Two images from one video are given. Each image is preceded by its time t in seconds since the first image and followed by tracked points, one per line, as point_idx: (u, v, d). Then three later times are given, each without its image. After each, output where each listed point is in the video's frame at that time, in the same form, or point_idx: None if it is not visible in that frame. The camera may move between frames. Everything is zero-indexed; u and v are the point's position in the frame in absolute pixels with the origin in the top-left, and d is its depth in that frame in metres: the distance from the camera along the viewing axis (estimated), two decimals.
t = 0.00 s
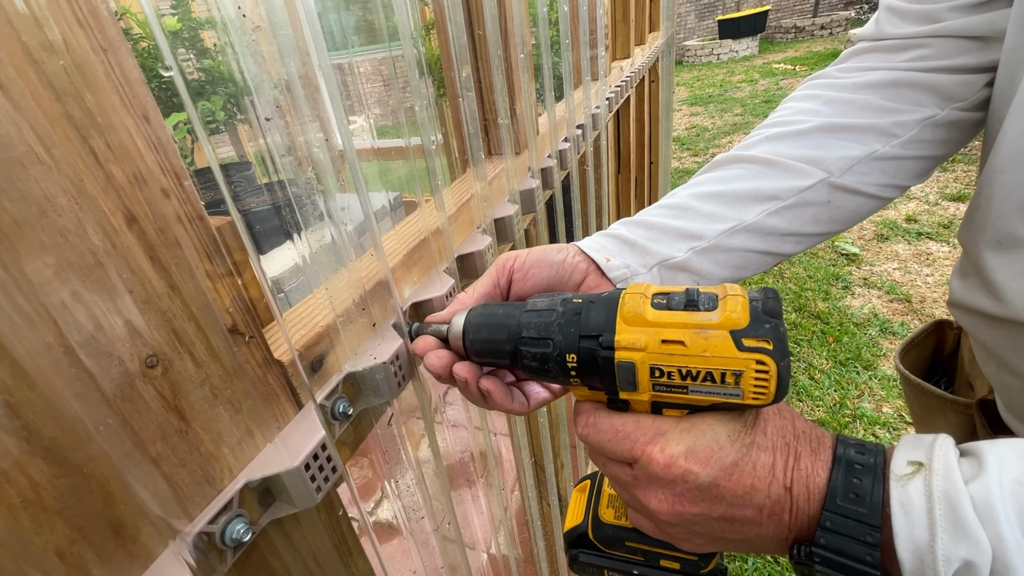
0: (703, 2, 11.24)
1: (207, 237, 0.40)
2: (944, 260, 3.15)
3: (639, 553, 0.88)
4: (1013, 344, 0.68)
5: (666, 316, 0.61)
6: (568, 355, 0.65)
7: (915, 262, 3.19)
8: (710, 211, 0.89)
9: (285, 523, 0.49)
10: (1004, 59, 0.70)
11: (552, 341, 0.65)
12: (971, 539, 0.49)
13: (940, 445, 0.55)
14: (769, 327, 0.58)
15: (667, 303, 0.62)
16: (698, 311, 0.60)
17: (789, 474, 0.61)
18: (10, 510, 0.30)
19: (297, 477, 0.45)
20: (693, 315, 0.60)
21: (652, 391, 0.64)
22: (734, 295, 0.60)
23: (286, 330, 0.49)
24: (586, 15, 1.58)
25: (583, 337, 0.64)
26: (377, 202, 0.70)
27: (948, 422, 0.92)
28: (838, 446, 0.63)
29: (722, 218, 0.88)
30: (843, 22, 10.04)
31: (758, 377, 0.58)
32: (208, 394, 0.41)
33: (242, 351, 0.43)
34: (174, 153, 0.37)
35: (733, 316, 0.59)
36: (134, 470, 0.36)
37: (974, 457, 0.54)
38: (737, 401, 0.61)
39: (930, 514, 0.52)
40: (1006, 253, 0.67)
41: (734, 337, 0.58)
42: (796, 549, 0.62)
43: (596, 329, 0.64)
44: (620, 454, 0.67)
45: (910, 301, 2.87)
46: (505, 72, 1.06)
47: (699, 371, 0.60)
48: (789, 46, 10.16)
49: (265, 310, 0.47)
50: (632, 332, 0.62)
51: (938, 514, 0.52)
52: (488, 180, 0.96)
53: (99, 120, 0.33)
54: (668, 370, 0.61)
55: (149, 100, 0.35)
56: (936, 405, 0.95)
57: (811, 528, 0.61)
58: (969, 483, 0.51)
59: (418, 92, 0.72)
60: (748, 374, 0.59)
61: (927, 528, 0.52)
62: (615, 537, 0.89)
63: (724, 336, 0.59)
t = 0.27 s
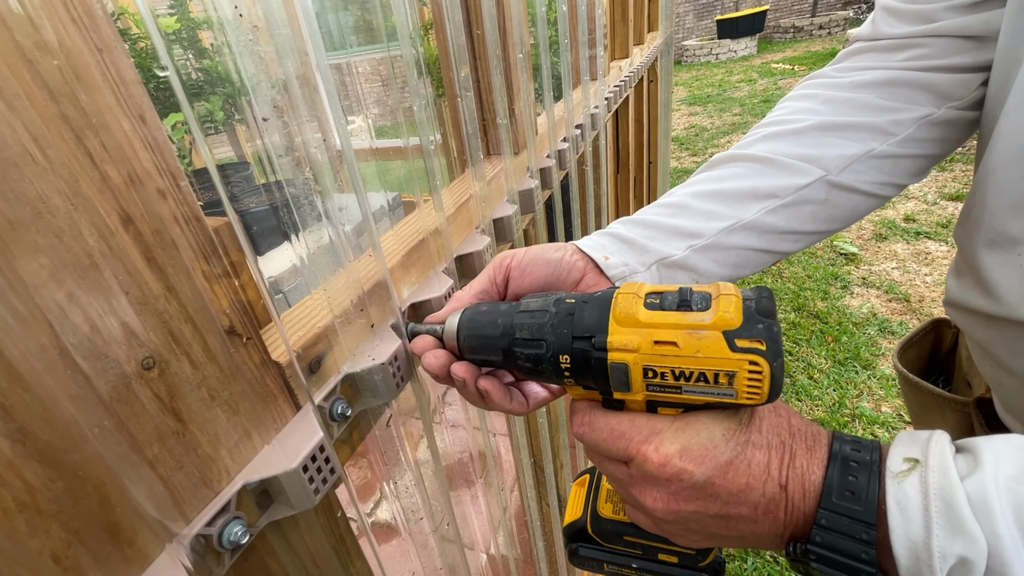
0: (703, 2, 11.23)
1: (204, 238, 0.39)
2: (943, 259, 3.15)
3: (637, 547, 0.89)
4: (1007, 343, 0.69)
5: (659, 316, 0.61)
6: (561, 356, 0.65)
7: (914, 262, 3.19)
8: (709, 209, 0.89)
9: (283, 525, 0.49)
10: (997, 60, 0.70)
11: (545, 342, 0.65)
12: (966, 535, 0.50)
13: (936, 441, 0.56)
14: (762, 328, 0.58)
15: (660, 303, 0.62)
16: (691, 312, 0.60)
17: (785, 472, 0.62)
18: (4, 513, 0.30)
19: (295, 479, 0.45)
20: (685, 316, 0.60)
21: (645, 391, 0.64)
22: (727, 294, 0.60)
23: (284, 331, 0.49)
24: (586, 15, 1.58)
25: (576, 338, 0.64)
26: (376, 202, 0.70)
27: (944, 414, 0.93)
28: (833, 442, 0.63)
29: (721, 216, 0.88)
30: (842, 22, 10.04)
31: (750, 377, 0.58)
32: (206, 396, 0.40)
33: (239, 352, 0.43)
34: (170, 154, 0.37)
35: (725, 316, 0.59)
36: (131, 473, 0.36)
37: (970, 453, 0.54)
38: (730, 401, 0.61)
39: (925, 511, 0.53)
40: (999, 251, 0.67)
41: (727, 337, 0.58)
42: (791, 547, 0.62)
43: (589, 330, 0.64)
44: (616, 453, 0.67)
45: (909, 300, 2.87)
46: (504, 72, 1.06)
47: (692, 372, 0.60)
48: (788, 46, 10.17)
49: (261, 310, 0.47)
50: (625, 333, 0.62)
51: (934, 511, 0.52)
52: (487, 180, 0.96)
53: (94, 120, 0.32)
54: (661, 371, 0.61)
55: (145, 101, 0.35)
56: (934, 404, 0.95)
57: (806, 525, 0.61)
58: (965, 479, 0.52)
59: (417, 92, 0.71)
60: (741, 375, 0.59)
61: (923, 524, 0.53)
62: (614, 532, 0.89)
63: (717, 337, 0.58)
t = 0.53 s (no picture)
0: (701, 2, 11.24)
1: (203, 241, 0.40)
2: (941, 259, 3.16)
3: (634, 535, 0.89)
4: (1002, 340, 0.69)
5: (652, 322, 0.61)
6: (556, 361, 0.65)
7: (912, 261, 3.19)
8: (707, 207, 0.89)
9: (282, 527, 0.49)
10: (994, 61, 0.70)
11: (539, 347, 0.66)
12: (953, 530, 0.50)
13: (925, 437, 0.57)
14: (755, 334, 0.58)
15: (653, 307, 0.62)
16: (684, 318, 0.60)
17: (777, 469, 0.62)
18: (4, 516, 0.30)
19: (294, 481, 0.45)
20: (678, 322, 0.60)
21: (639, 394, 0.64)
22: (720, 300, 0.60)
23: (283, 333, 0.49)
24: (584, 15, 1.58)
25: (570, 344, 0.64)
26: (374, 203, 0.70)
27: (940, 411, 0.93)
28: (825, 437, 0.64)
29: (718, 215, 0.88)
30: (840, 22, 10.06)
31: (743, 382, 0.59)
32: (205, 398, 0.40)
33: (239, 354, 0.43)
34: (169, 156, 0.37)
35: (718, 322, 0.59)
36: (130, 475, 0.36)
37: (958, 448, 0.55)
38: (724, 404, 0.61)
39: (913, 506, 0.54)
40: (995, 249, 0.67)
41: (719, 343, 0.58)
42: (784, 541, 0.63)
43: (583, 334, 0.64)
44: (611, 451, 0.68)
45: (907, 300, 2.87)
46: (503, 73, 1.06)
47: (685, 377, 0.60)
48: (786, 46, 10.18)
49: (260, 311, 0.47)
50: (618, 339, 0.62)
51: (922, 506, 0.53)
52: (486, 181, 0.96)
53: (93, 123, 0.32)
54: (654, 376, 0.62)
55: (145, 104, 0.35)
56: (931, 402, 0.95)
57: (799, 520, 0.62)
58: (952, 474, 0.52)
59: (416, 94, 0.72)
60: (734, 380, 0.59)
61: (911, 519, 0.53)
62: (612, 521, 0.89)
63: (710, 343, 0.59)
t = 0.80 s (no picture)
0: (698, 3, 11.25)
1: (201, 244, 0.40)
2: (937, 259, 3.17)
3: (632, 520, 0.89)
4: (996, 339, 0.69)
5: (646, 327, 0.61)
6: (551, 365, 0.66)
7: (909, 261, 3.20)
8: (702, 209, 0.89)
9: (280, 529, 0.49)
10: (989, 62, 0.71)
11: (534, 352, 0.66)
12: (938, 522, 0.52)
13: (913, 432, 0.58)
14: (748, 339, 0.58)
15: (647, 312, 0.62)
16: (677, 323, 0.60)
17: (769, 465, 0.64)
18: (3, 522, 0.30)
19: (293, 484, 0.45)
20: (672, 327, 0.60)
21: (635, 397, 0.65)
22: (714, 305, 0.60)
23: (281, 335, 0.49)
24: (582, 16, 1.58)
25: (565, 348, 0.65)
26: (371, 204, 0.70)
27: (937, 411, 0.94)
28: (816, 431, 0.65)
29: (714, 216, 0.89)
30: (837, 22, 10.09)
31: (736, 386, 0.59)
32: (204, 401, 0.41)
33: (237, 357, 0.43)
34: (168, 160, 0.37)
35: (711, 327, 0.59)
36: (128, 479, 0.36)
37: (944, 442, 0.56)
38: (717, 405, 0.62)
39: (900, 499, 0.55)
40: (989, 250, 0.68)
41: (712, 349, 0.58)
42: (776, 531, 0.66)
43: (577, 339, 0.64)
44: (607, 448, 0.69)
45: (903, 300, 2.88)
46: (500, 74, 1.06)
47: (679, 381, 0.61)
48: (783, 46, 10.20)
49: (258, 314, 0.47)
50: (612, 345, 0.62)
51: (908, 499, 0.54)
52: (484, 183, 0.97)
53: (91, 127, 0.32)
54: (649, 380, 0.62)
55: (143, 108, 0.35)
56: (927, 402, 0.96)
57: (789, 512, 0.64)
58: (938, 468, 0.54)
59: (414, 97, 0.72)
60: (727, 384, 0.59)
61: (898, 511, 0.55)
62: (610, 507, 0.90)
63: (703, 349, 0.58)
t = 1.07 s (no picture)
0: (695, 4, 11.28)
1: (199, 248, 0.40)
2: (934, 259, 3.18)
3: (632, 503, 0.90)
4: (996, 340, 0.69)
5: (642, 339, 0.62)
6: (548, 373, 0.67)
7: (905, 261, 3.22)
8: (698, 209, 0.90)
9: (279, 531, 0.49)
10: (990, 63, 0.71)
11: (532, 361, 0.67)
12: (926, 515, 0.54)
13: (903, 426, 0.59)
14: (742, 351, 0.58)
15: (643, 322, 0.63)
16: (673, 334, 0.61)
17: (763, 461, 0.66)
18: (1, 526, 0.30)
19: (291, 486, 0.45)
20: (667, 338, 0.61)
21: (631, 403, 0.66)
22: (709, 315, 0.60)
23: (279, 337, 0.49)
24: (578, 18, 1.58)
25: (562, 357, 0.65)
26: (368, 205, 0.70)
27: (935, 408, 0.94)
28: (810, 424, 0.66)
29: (710, 216, 0.89)
30: (833, 23, 10.13)
31: (730, 396, 0.60)
32: (202, 405, 0.41)
33: (236, 360, 0.43)
34: (166, 164, 0.37)
35: (706, 339, 0.59)
36: (128, 483, 0.36)
37: (934, 436, 0.58)
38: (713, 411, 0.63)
39: (889, 492, 0.57)
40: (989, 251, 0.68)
41: (708, 360, 0.59)
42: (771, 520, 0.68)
43: (574, 348, 0.65)
44: (605, 447, 0.71)
45: (900, 300, 2.89)
46: (498, 77, 1.07)
47: (675, 391, 0.62)
48: (780, 48, 10.23)
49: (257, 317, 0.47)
50: (608, 355, 0.63)
51: (897, 492, 0.56)
52: (482, 186, 0.97)
53: (90, 131, 0.32)
54: (645, 389, 0.63)
55: (142, 112, 0.35)
56: (929, 400, 0.96)
57: (783, 505, 0.66)
58: (926, 462, 0.55)
59: (412, 99, 0.72)
60: (722, 394, 0.60)
61: (887, 504, 0.57)
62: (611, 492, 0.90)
63: (699, 361, 0.59)
